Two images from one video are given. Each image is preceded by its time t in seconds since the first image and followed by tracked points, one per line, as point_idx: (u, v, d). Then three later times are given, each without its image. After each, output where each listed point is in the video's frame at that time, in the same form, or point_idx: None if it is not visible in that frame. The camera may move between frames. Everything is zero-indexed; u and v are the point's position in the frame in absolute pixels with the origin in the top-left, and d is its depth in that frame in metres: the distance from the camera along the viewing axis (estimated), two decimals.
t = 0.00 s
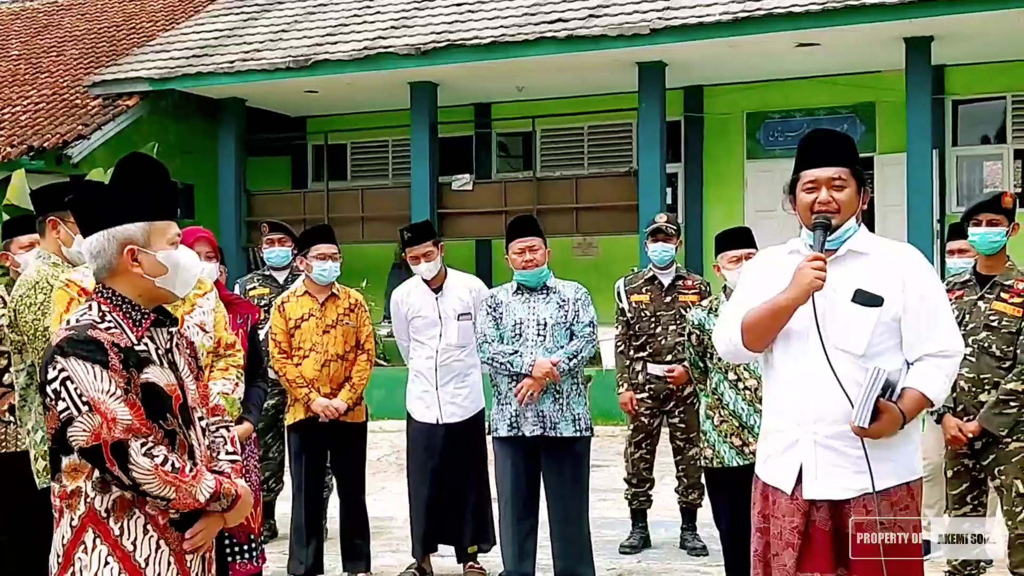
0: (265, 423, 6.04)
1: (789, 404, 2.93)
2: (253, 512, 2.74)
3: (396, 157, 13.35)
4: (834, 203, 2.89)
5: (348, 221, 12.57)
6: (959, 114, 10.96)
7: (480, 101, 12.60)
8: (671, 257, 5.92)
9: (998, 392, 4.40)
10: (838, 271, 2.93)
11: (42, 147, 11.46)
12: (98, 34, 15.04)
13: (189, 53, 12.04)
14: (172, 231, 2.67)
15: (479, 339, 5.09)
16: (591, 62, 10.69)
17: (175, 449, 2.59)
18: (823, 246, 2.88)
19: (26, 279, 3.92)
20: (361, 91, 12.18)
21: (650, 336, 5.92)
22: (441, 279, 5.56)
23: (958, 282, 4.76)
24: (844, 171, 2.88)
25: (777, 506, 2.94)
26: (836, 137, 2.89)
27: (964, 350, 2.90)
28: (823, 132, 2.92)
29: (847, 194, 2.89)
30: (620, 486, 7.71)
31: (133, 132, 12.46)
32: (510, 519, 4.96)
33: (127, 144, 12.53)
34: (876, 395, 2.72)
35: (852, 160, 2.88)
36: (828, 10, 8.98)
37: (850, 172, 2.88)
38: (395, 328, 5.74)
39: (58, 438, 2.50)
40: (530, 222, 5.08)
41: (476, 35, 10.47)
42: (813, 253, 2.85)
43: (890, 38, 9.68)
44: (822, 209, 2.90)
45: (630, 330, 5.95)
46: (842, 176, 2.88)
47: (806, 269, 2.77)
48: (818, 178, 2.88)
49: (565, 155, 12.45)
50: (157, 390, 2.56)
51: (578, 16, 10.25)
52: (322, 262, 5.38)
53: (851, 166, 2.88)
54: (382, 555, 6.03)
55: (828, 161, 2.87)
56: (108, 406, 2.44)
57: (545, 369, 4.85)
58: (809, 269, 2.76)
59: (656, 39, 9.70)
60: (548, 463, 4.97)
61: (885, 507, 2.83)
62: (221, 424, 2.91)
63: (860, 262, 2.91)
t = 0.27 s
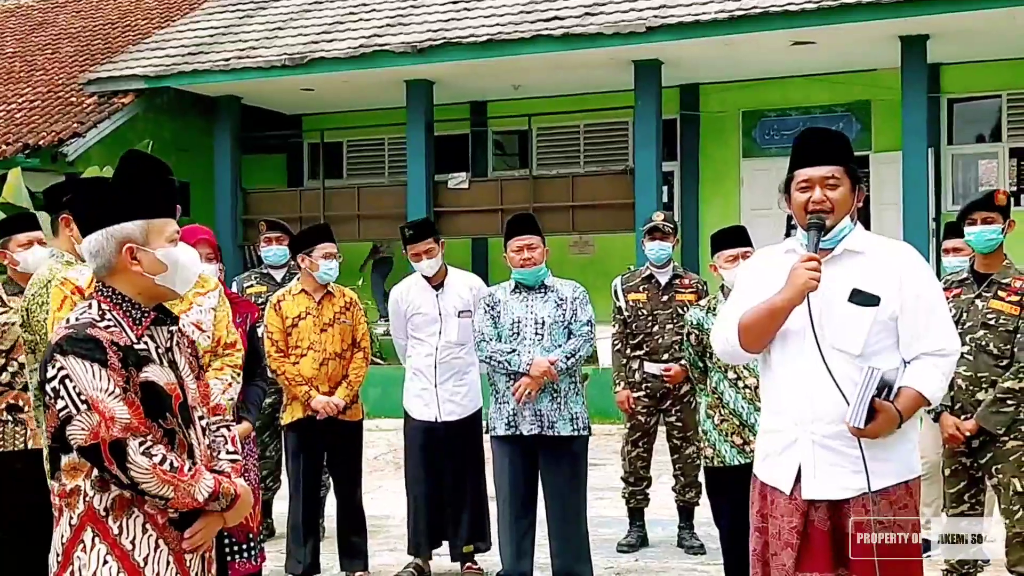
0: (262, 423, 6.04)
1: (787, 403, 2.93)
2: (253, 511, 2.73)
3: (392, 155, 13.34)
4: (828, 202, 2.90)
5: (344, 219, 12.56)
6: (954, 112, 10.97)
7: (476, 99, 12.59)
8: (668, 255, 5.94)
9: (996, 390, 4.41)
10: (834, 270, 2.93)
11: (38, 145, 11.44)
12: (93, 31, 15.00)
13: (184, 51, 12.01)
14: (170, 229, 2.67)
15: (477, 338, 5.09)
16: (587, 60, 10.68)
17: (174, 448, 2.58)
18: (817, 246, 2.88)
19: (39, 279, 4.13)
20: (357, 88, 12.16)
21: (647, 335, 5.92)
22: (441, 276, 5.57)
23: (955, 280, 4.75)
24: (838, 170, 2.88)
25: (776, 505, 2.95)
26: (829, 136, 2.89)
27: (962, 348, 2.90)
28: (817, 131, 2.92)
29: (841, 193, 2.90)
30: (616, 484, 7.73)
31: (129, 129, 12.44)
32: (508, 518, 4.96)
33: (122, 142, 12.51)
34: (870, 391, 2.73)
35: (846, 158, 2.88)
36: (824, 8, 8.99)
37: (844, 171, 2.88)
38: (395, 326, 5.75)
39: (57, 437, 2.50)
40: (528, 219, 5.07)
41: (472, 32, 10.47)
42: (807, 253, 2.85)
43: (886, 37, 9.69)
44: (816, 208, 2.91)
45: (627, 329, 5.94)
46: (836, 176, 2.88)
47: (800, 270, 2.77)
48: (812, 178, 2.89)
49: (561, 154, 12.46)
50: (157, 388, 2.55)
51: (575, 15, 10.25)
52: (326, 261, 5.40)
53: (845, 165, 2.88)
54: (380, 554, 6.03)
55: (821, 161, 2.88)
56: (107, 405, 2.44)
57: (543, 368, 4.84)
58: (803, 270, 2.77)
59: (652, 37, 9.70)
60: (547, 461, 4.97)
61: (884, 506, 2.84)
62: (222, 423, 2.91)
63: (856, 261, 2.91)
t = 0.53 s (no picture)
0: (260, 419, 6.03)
1: (786, 401, 2.94)
2: (255, 508, 2.74)
3: (390, 152, 13.33)
4: (823, 201, 2.90)
5: (342, 216, 12.55)
6: (952, 110, 10.98)
7: (474, 97, 12.59)
8: (668, 253, 5.95)
9: (995, 388, 4.42)
10: (832, 268, 2.92)
11: (35, 142, 11.43)
12: (90, 28, 14.97)
13: (182, 48, 11.99)
14: (172, 226, 2.66)
15: (477, 335, 5.10)
16: (585, 58, 10.68)
17: (176, 445, 2.59)
18: (814, 246, 2.88)
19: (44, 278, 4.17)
20: (355, 86, 12.16)
21: (646, 332, 5.92)
22: (442, 271, 5.58)
23: (954, 278, 4.78)
24: (833, 168, 2.88)
25: (774, 503, 2.95)
26: (825, 134, 2.89)
27: (961, 345, 2.90)
28: (812, 129, 2.92)
29: (837, 192, 2.90)
30: (615, 482, 7.73)
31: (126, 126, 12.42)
32: (508, 516, 4.96)
33: (120, 139, 12.49)
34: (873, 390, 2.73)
35: (841, 156, 2.88)
36: (821, 6, 8.99)
37: (839, 169, 2.88)
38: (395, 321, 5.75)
39: (58, 435, 2.49)
40: (528, 216, 5.07)
41: (470, 30, 10.46)
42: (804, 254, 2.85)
43: (884, 34, 9.69)
44: (811, 208, 2.91)
45: (626, 326, 5.93)
46: (831, 174, 2.88)
47: (797, 271, 2.78)
48: (807, 177, 2.90)
49: (559, 151, 12.45)
50: (159, 386, 2.56)
51: (573, 12, 10.24)
52: (327, 259, 5.41)
53: (840, 163, 2.88)
54: (378, 551, 6.03)
55: (817, 159, 2.88)
56: (109, 403, 2.44)
57: (542, 365, 4.85)
58: (801, 272, 2.77)
59: (650, 34, 9.70)
60: (546, 459, 4.96)
61: (882, 504, 2.84)
62: (224, 420, 2.91)
63: (855, 258, 2.90)
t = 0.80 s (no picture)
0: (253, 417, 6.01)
1: (778, 401, 2.94)
2: (251, 507, 2.73)
3: (384, 151, 13.32)
4: (813, 201, 2.90)
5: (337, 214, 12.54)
6: (946, 109, 11.00)
7: (469, 95, 12.59)
8: (662, 252, 5.92)
9: (989, 387, 4.44)
10: (824, 267, 2.92)
11: (28, 139, 11.40)
12: (84, 25, 14.94)
13: (176, 45, 11.96)
14: (169, 224, 2.66)
15: (472, 333, 5.10)
16: (580, 57, 10.68)
17: (171, 444, 2.58)
18: (805, 246, 2.88)
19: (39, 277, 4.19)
20: (349, 84, 12.14)
21: (640, 331, 5.92)
22: (437, 269, 5.55)
23: (948, 277, 4.78)
24: (824, 167, 2.88)
25: (766, 502, 2.96)
26: (816, 133, 2.89)
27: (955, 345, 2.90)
28: (804, 128, 2.92)
29: (827, 192, 2.90)
30: (610, 480, 7.73)
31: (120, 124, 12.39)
32: (503, 515, 4.97)
33: (113, 137, 12.46)
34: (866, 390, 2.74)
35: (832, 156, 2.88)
36: (816, 6, 9.00)
37: (830, 169, 2.88)
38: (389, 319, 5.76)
39: (54, 433, 2.49)
40: (524, 216, 5.07)
41: (465, 28, 10.46)
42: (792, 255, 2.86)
43: (878, 34, 9.70)
44: (803, 207, 2.91)
45: (621, 325, 5.95)
46: (822, 173, 2.88)
47: (785, 271, 2.79)
48: (798, 177, 2.90)
49: (554, 150, 12.45)
50: (154, 384, 2.55)
51: (567, 11, 10.24)
52: (323, 257, 5.40)
53: (831, 163, 2.88)
54: (373, 550, 6.03)
55: (808, 159, 2.88)
56: (104, 401, 2.43)
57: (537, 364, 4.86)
58: (789, 272, 2.79)
59: (645, 33, 9.70)
60: (541, 458, 4.96)
61: (874, 504, 2.84)
62: (220, 419, 2.91)
63: (848, 258, 2.90)
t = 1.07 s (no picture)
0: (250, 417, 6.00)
1: (775, 401, 2.95)
2: (250, 508, 2.73)
3: (382, 151, 13.32)
4: (811, 202, 2.90)
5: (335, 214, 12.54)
6: (944, 110, 11.02)
7: (467, 95, 12.59)
8: (659, 252, 5.91)
9: (987, 387, 4.44)
10: (822, 268, 2.93)
11: (26, 139, 11.39)
12: (81, 25, 14.92)
13: (174, 45, 11.95)
14: (169, 225, 2.66)
15: (471, 334, 5.10)
16: (578, 56, 10.68)
17: (169, 444, 2.58)
18: (801, 247, 2.89)
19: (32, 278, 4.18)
20: (347, 84, 12.14)
21: (639, 332, 5.92)
22: (434, 270, 5.55)
23: (948, 277, 4.83)
24: (821, 168, 2.87)
25: (763, 502, 2.96)
26: (814, 134, 2.88)
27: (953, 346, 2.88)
28: (802, 129, 2.92)
29: (825, 192, 2.89)
30: (607, 480, 7.73)
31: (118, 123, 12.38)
32: (501, 514, 4.97)
33: (111, 136, 12.45)
34: (861, 389, 2.73)
35: (830, 156, 2.87)
36: (814, 6, 9.00)
37: (827, 170, 2.88)
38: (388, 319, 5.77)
39: (52, 434, 2.49)
40: (524, 216, 5.07)
41: (463, 28, 10.46)
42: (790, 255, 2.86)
43: (877, 34, 9.71)
44: (800, 208, 2.91)
45: (619, 325, 5.96)
46: (819, 174, 2.87)
47: (781, 273, 2.79)
48: (795, 177, 2.90)
49: (552, 150, 12.45)
50: (152, 385, 2.55)
51: (566, 11, 10.24)
52: (322, 257, 5.42)
53: (829, 164, 2.87)
54: (371, 549, 6.03)
55: (806, 159, 2.88)
56: (102, 402, 2.43)
57: (536, 364, 4.86)
58: (784, 273, 2.78)
59: (643, 33, 9.70)
60: (539, 458, 4.97)
61: (870, 504, 2.84)
62: (219, 420, 2.90)
63: (846, 259, 2.90)
